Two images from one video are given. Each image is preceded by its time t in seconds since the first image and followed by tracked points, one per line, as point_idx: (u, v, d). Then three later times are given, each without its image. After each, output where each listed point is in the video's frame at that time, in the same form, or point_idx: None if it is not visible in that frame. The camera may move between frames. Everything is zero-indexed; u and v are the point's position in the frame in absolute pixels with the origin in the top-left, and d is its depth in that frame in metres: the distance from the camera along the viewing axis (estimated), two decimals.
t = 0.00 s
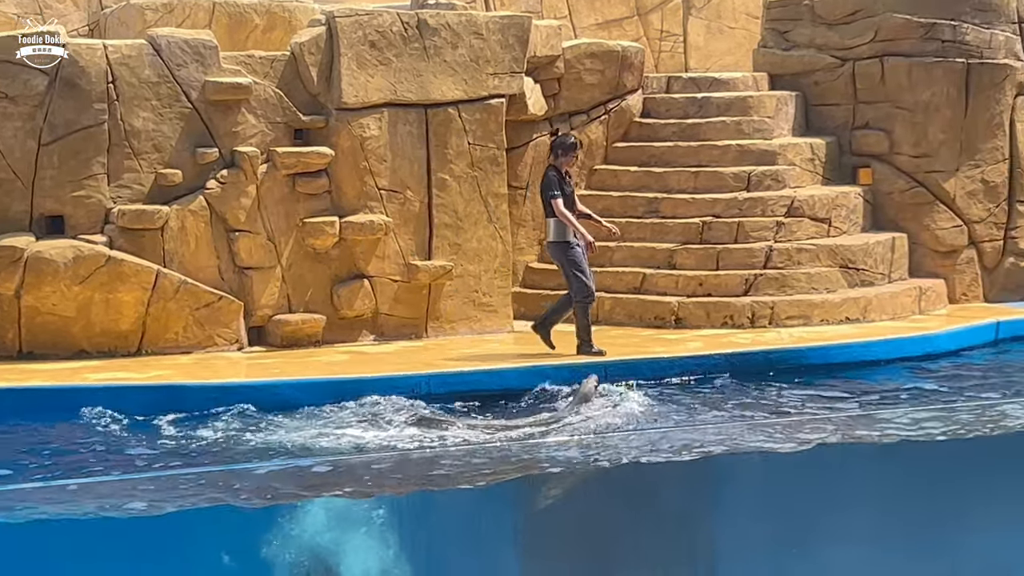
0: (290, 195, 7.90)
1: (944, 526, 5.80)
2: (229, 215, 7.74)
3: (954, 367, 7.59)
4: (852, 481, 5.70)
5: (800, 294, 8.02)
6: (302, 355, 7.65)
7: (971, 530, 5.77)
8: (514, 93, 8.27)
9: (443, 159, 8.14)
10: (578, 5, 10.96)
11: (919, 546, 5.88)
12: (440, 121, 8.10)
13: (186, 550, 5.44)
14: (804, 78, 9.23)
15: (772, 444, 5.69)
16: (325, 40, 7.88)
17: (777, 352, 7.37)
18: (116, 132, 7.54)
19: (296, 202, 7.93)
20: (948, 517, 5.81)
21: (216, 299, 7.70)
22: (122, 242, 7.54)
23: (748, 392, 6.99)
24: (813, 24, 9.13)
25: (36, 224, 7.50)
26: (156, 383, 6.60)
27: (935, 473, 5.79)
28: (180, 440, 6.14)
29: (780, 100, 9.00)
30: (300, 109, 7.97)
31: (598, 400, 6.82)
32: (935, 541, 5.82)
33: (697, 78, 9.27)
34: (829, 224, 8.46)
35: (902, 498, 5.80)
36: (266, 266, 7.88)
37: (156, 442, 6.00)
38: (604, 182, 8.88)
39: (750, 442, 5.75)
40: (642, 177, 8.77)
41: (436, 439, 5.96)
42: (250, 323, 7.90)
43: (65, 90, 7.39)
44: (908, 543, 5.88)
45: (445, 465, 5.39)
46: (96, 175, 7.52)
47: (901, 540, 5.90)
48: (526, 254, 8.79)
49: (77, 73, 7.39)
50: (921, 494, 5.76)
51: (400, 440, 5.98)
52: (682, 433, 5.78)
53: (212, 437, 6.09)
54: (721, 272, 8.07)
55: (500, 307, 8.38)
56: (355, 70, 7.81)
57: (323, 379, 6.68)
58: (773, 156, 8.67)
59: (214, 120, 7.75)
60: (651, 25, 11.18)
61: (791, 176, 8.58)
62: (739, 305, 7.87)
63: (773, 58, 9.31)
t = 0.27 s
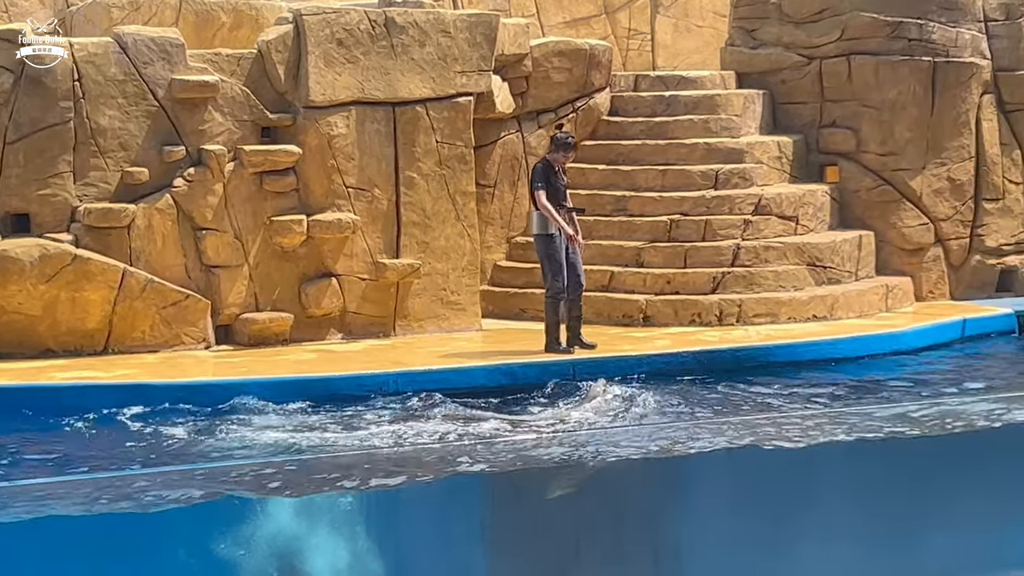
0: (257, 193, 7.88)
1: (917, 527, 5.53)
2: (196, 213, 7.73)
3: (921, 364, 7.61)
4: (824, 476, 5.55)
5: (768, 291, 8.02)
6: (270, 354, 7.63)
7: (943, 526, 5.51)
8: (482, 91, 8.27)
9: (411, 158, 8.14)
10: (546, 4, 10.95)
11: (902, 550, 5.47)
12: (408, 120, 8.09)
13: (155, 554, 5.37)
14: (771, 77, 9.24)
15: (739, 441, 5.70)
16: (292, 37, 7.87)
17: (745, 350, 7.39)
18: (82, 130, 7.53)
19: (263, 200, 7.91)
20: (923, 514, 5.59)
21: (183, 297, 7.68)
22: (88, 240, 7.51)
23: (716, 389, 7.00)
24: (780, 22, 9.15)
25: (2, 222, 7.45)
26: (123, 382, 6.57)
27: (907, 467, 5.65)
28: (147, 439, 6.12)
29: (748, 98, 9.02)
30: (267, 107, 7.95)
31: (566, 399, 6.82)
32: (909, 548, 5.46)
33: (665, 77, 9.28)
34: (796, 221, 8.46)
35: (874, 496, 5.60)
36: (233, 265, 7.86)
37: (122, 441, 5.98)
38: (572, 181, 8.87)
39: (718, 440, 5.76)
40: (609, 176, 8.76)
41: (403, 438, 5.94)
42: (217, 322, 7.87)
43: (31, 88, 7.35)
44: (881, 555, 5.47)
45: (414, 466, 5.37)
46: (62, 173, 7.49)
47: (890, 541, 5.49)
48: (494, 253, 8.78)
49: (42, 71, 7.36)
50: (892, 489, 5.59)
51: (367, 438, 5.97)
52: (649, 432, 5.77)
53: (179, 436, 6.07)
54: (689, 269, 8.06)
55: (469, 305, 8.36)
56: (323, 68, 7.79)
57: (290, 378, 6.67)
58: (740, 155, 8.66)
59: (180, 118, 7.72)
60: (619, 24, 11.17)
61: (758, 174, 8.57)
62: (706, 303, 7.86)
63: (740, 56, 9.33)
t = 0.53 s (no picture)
0: (228, 192, 7.86)
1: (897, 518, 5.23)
2: (167, 212, 7.71)
3: (891, 363, 7.62)
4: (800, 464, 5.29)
5: (739, 290, 8.02)
6: (240, 353, 7.61)
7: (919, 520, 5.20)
8: (453, 90, 8.26)
9: (383, 157, 8.12)
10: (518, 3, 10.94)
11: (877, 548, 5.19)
12: (380, 118, 8.07)
13: (127, 550, 5.31)
14: (742, 76, 9.25)
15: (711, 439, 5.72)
16: (263, 36, 7.85)
17: (716, 348, 7.40)
18: (52, 129, 7.49)
19: (234, 199, 7.90)
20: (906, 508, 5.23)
21: (154, 297, 7.66)
22: (59, 239, 7.48)
23: (687, 388, 7.01)
24: (751, 21, 9.16)
25: None
26: (91, 382, 6.56)
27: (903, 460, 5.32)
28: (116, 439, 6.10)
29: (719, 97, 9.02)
30: (238, 106, 7.94)
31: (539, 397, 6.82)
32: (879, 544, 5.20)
33: (636, 76, 9.28)
34: (767, 220, 8.46)
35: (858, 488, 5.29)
36: (204, 264, 7.85)
37: (91, 442, 5.96)
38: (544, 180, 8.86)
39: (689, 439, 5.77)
40: (581, 174, 8.75)
41: (376, 438, 5.93)
42: (188, 321, 7.85)
43: None
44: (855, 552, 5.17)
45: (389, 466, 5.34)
46: (32, 172, 7.46)
47: (855, 540, 5.20)
48: (466, 252, 8.77)
49: (11, 70, 7.33)
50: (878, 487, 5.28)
51: (339, 438, 5.95)
52: (623, 428, 5.75)
53: (148, 438, 6.05)
54: (660, 268, 8.05)
55: (441, 304, 8.36)
56: (294, 66, 7.77)
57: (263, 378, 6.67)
58: (712, 153, 8.65)
59: (151, 117, 7.70)
60: (590, 23, 11.18)
61: (729, 173, 8.57)
62: (678, 302, 7.87)
63: (711, 54, 9.34)
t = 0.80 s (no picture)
0: (206, 191, 7.85)
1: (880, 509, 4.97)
2: (145, 212, 7.70)
3: (869, 362, 7.64)
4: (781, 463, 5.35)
5: (717, 288, 8.02)
6: (218, 353, 7.60)
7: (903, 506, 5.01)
8: (431, 89, 8.25)
9: (360, 156, 8.12)
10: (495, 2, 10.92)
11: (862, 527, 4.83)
12: (357, 117, 8.06)
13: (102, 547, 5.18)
14: (720, 74, 9.26)
15: (688, 437, 5.73)
16: (240, 35, 7.85)
17: (694, 347, 7.40)
18: (29, 128, 7.47)
19: (212, 198, 7.89)
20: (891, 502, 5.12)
21: (132, 297, 7.65)
22: (35, 239, 7.46)
23: (665, 386, 7.01)
24: (729, 20, 9.18)
25: None
26: (67, 382, 6.54)
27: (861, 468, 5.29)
28: (92, 439, 6.09)
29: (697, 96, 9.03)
30: (215, 105, 7.92)
31: (517, 396, 6.82)
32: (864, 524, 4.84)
33: (614, 75, 9.28)
34: (745, 218, 8.46)
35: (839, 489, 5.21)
36: (181, 264, 7.84)
37: (67, 443, 5.94)
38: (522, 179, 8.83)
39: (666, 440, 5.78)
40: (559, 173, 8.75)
41: (354, 438, 5.93)
42: (166, 321, 7.84)
43: None
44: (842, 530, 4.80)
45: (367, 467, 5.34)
46: (9, 172, 7.43)
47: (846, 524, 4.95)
48: (444, 251, 8.77)
49: None
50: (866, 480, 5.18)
51: (316, 439, 5.95)
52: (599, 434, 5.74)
53: (125, 439, 6.02)
54: (639, 267, 8.03)
55: (419, 303, 8.35)
56: (271, 65, 7.76)
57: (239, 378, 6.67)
58: (690, 152, 8.66)
59: (128, 116, 7.68)
60: (568, 22, 11.18)
61: (708, 171, 8.56)
62: (656, 300, 7.86)
63: (689, 53, 9.35)
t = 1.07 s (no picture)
0: (193, 190, 7.84)
1: (868, 515, 4.99)
2: (132, 211, 7.68)
3: (856, 360, 7.64)
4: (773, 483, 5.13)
5: (705, 287, 8.01)
6: (205, 352, 7.59)
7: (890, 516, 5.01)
8: (418, 88, 8.24)
9: (348, 155, 8.11)
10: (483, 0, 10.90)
11: (847, 547, 4.82)
12: (345, 116, 8.06)
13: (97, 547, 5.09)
14: (708, 73, 9.27)
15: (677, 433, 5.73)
16: (227, 34, 7.83)
17: (681, 345, 7.41)
18: (15, 128, 7.46)
19: (199, 197, 7.88)
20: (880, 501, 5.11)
21: (119, 296, 7.64)
22: (22, 238, 7.44)
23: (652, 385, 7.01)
24: (716, 19, 9.18)
25: None
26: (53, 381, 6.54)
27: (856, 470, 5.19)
28: (78, 439, 6.08)
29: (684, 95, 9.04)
30: (203, 104, 7.92)
31: (505, 395, 6.82)
32: (853, 539, 4.84)
33: (602, 73, 9.28)
34: (733, 217, 8.46)
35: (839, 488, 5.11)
36: (169, 263, 7.83)
37: (53, 443, 5.94)
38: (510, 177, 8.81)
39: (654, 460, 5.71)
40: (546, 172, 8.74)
41: (342, 437, 5.92)
42: (153, 320, 7.84)
43: None
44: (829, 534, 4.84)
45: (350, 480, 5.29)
46: None
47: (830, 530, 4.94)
48: (432, 250, 8.76)
49: None
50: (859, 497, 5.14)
51: (304, 439, 5.95)
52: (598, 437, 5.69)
53: (111, 439, 6.01)
54: (627, 265, 8.03)
55: (407, 302, 8.35)
56: (259, 64, 7.74)
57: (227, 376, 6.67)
58: (677, 151, 8.66)
59: (115, 116, 7.67)
60: (556, 20, 11.14)
61: (695, 170, 8.56)
62: (644, 299, 7.85)
63: (676, 52, 9.35)
